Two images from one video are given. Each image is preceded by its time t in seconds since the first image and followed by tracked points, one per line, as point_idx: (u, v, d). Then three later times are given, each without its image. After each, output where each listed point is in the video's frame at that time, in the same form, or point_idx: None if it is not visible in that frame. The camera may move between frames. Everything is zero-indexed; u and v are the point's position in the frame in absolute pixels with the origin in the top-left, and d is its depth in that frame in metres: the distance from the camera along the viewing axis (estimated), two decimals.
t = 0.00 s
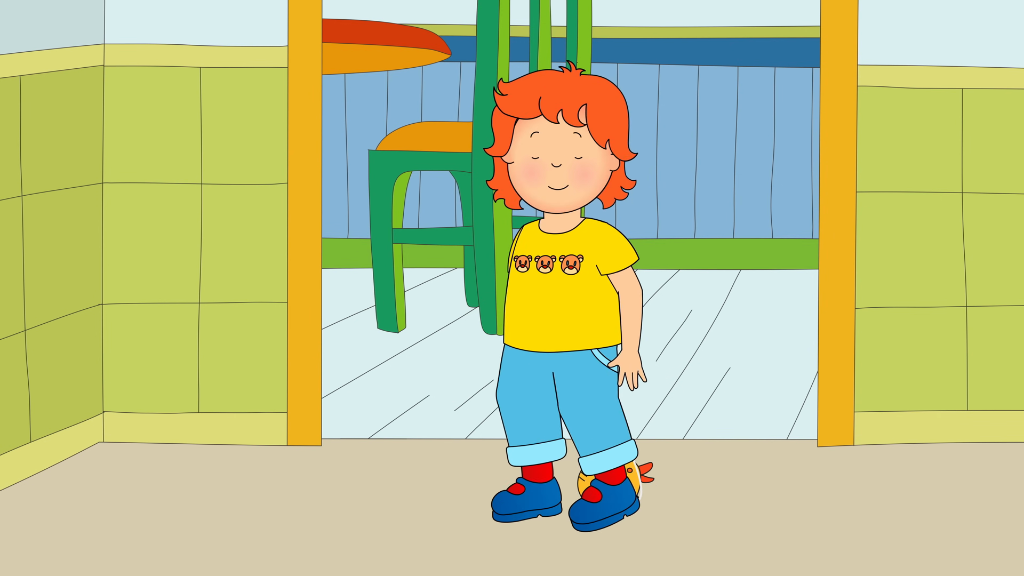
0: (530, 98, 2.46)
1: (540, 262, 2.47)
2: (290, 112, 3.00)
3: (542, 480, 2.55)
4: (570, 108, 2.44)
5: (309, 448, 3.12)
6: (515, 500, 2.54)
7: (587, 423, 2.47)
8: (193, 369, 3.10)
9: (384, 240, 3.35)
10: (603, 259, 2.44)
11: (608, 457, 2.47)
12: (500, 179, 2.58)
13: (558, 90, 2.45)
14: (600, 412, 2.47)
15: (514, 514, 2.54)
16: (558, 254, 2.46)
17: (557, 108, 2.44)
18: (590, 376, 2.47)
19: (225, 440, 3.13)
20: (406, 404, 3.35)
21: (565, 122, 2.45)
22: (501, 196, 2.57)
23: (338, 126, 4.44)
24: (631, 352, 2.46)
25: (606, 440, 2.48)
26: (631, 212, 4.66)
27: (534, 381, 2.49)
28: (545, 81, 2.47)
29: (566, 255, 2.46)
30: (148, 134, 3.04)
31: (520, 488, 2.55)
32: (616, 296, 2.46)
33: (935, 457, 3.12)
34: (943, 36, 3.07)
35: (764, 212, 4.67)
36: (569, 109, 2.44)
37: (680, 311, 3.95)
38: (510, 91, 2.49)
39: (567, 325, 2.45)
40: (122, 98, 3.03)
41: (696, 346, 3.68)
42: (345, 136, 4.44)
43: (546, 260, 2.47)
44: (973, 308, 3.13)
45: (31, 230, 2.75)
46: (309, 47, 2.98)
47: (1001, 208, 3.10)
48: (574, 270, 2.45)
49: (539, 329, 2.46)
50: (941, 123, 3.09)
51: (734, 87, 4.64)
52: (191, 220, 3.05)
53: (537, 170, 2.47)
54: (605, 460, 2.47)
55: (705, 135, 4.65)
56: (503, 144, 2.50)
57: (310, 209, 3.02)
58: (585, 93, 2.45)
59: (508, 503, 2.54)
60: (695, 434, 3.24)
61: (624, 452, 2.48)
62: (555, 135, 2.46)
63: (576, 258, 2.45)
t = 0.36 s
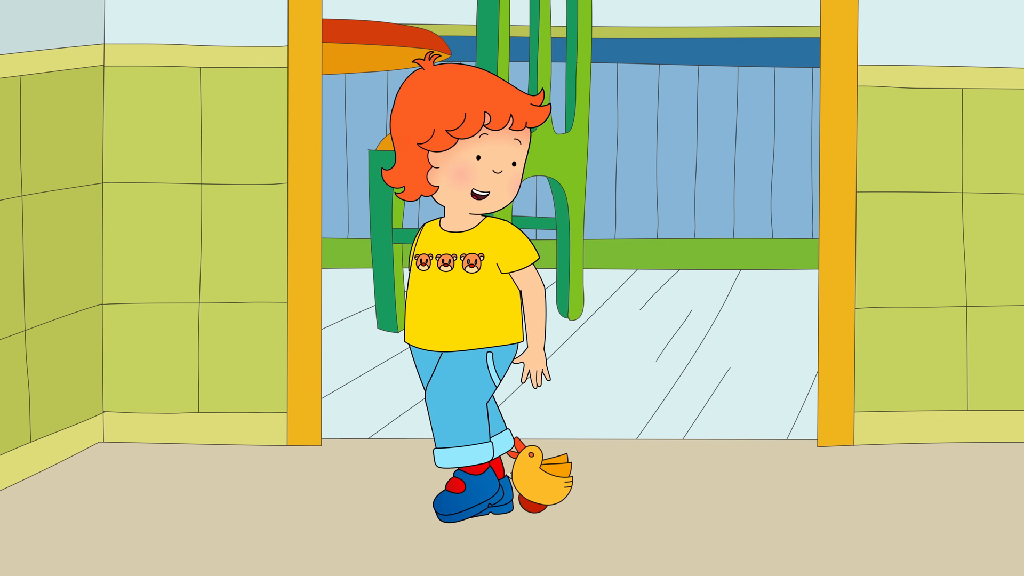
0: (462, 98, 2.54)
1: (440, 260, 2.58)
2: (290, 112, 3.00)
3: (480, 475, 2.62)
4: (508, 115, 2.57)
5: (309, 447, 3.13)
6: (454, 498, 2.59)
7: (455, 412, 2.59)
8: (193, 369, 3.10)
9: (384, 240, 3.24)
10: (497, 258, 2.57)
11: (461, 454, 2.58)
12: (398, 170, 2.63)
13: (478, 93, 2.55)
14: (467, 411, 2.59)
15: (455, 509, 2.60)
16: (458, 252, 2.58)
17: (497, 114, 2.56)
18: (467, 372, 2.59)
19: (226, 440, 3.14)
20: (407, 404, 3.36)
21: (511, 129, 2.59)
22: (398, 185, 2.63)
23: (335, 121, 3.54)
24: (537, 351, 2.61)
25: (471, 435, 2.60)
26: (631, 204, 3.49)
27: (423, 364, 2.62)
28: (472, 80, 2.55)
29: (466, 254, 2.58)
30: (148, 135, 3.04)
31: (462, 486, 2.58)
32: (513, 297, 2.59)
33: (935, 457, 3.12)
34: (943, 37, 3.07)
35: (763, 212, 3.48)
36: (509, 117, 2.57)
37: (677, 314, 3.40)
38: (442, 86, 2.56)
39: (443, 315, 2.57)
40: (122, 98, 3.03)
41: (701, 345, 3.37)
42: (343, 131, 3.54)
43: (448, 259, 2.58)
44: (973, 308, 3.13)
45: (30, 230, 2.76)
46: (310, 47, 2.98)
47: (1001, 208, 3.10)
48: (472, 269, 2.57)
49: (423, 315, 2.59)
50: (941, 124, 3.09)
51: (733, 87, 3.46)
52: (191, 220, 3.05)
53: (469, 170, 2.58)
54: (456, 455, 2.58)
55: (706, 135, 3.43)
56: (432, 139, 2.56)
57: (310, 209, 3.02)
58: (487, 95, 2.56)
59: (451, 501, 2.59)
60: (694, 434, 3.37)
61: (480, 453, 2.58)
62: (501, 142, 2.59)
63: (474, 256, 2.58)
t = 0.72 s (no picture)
0: (384, 99, 2.47)
1: (360, 260, 2.51)
2: (291, 112, 3.00)
3: (389, 489, 2.59)
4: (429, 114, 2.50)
5: (309, 447, 3.13)
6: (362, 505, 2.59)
7: (388, 419, 2.53)
8: (193, 369, 3.10)
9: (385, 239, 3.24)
10: (419, 256, 2.51)
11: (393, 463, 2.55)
12: (328, 170, 2.52)
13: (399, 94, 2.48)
14: (400, 416, 2.53)
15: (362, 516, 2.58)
16: (379, 252, 2.51)
17: (418, 114, 2.49)
18: (395, 377, 2.51)
19: (226, 440, 3.13)
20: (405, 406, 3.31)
21: (432, 129, 2.52)
22: (317, 185, 2.52)
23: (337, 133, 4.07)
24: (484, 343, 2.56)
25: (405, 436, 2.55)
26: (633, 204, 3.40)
27: (347, 373, 2.54)
28: (391, 81, 2.48)
29: (387, 254, 2.50)
30: (149, 135, 3.04)
31: (366, 497, 2.59)
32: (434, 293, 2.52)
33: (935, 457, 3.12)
34: (943, 37, 3.07)
35: (762, 212, 3.40)
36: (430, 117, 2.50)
37: (677, 314, 3.39)
38: (362, 86, 2.47)
39: (371, 319, 2.50)
40: (122, 98, 3.03)
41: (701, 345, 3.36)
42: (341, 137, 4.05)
43: (368, 258, 2.51)
44: (973, 308, 3.13)
45: (31, 230, 2.76)
46: (309, 47, 2.99)
47: (1001, 208, 3.10)
48: (394, 268, 2.50)
49: (350, 321, 2.51)
50: (941, 124, 3.09)
51: (733, 87, 3.39)
52: (191, 220, 3.05)
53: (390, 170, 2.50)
54: (386, 463, 2.54)
55: (706, 135, 3.38)
56: (352, 139, 2.47)
57: (310, 209, 3.02)
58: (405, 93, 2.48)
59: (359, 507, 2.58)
60: (695, 434, 3.37)
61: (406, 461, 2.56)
62: (422, 142, 2.52)
63: (395, 255, 2.50)
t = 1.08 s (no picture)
0: (285, 99, 2.40)
1: (258, 260, 2.43)
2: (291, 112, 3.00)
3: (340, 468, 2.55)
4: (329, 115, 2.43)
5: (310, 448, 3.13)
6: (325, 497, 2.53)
7: (305, 409, 2.46)
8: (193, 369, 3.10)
9: (384, 240, 3.37)
10: (329, 259, 2.44)
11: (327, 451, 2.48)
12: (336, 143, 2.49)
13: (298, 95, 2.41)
14: (311, 406, 2.46)
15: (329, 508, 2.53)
16: (280, 252, 2.43)
17: (317, 114, 2.42)
18: (300, 369, 2.45)
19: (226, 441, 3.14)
20: (406, 404, 3.32)
21: (330, 129, 2.45)
22: (217, 185, 2.45)
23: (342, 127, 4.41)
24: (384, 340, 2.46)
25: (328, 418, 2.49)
26: (631, 207, 4.12)
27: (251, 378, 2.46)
28: (290, 81, 2.41)
29: (287, 254, 2.43)
30: (148, 134, 3.04)
31: (231, 485, 2.54)
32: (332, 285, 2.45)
33: (936, 457, 3.11)
34: (943, 37, 3.07)
35: (764, 213, 4.09)
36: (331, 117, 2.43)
37: (677, 313, 3.74)
38: (264, 86, 2.41)
39: (278, 318, 2.42)
40: (122, 98, 3.03)
41: (698, 345, 3.54)
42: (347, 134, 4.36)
43: (268, 259, 2.43)
44: (973, 308, 3.13)
45: (31, 230, 2.76)
46: (310, 47, 2.98)
47: (1001, 208, 3.10)
48: (295, 268, 2.42)
49: (262, 329, 2.43)
50: (942, 124, 3.09)
51: (733, 87, 4.07)
52: (191, 220, 3.05)
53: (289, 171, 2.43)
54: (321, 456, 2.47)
55: (705, 136, 4.08)
56: (250, 138, 2.40)
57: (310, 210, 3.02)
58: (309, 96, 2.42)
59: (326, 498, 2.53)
60: (695, 434, 3.26)
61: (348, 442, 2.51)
62: (321, 142, 2.45)
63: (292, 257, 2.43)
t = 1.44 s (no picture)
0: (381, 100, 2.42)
1: (377, 261, 2.45)
2: (290, 111, 3.00)
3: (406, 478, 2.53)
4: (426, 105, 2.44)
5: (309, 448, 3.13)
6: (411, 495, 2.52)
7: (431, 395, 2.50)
8: (193, 369, 3.10)
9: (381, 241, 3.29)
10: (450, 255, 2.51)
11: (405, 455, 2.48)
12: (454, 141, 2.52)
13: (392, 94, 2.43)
14: (410, 410, 2.47)
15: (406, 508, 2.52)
16: (398, 253, 2.46)
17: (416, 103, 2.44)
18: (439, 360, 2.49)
19: (226, 440, 3.14)
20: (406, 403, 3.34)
21: (429, 122, 2.46)
22: (328, 199, 2.47)
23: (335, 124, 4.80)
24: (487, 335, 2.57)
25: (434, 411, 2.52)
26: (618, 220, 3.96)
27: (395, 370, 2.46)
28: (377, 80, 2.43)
29: (406, 254, 2.46)
30: (148, 134, 3.04)
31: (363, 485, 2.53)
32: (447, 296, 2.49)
33: (935, 457, 3.12)
34: (943, 37, 3.07)
35: (763, 212, 3.59)
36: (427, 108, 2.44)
37: (677, 314, 3.42)
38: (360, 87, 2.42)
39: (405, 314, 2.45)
40: (122, 98, 3.03)
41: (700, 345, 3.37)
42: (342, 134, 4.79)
43: (386, 259, 2.45)
44: (973, 308, 3.13)
45: (30, 230, 2.76)
46: (310, 46, 2.99)
47: (1001, 208, 3.10)
48: (435, 267, 2.48)
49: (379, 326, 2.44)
50: (941, 124, 3.09)
51: (733, 87, 3.58)
52: (191, 220, 3.05)
53: (397, 170, 2.45)
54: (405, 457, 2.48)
55: (706, 136, 3.55)
56: (353, 146, 2.42)
57: (310, 210, 3.02)
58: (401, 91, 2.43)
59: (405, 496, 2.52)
60: (694, 434, 3.36)
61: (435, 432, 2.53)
62: (422, 137, 2.46)
63: (414, 256, 2.47)
